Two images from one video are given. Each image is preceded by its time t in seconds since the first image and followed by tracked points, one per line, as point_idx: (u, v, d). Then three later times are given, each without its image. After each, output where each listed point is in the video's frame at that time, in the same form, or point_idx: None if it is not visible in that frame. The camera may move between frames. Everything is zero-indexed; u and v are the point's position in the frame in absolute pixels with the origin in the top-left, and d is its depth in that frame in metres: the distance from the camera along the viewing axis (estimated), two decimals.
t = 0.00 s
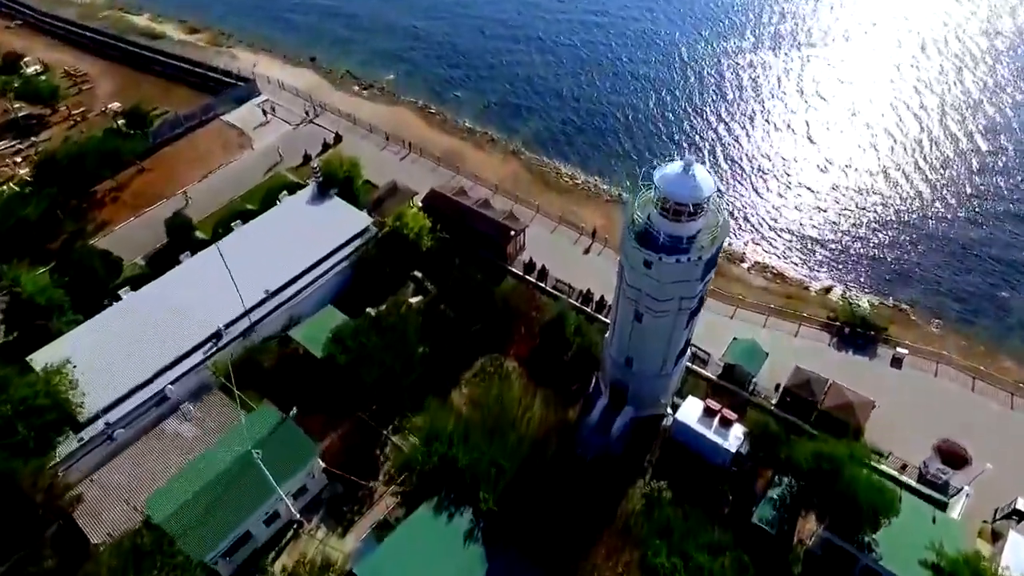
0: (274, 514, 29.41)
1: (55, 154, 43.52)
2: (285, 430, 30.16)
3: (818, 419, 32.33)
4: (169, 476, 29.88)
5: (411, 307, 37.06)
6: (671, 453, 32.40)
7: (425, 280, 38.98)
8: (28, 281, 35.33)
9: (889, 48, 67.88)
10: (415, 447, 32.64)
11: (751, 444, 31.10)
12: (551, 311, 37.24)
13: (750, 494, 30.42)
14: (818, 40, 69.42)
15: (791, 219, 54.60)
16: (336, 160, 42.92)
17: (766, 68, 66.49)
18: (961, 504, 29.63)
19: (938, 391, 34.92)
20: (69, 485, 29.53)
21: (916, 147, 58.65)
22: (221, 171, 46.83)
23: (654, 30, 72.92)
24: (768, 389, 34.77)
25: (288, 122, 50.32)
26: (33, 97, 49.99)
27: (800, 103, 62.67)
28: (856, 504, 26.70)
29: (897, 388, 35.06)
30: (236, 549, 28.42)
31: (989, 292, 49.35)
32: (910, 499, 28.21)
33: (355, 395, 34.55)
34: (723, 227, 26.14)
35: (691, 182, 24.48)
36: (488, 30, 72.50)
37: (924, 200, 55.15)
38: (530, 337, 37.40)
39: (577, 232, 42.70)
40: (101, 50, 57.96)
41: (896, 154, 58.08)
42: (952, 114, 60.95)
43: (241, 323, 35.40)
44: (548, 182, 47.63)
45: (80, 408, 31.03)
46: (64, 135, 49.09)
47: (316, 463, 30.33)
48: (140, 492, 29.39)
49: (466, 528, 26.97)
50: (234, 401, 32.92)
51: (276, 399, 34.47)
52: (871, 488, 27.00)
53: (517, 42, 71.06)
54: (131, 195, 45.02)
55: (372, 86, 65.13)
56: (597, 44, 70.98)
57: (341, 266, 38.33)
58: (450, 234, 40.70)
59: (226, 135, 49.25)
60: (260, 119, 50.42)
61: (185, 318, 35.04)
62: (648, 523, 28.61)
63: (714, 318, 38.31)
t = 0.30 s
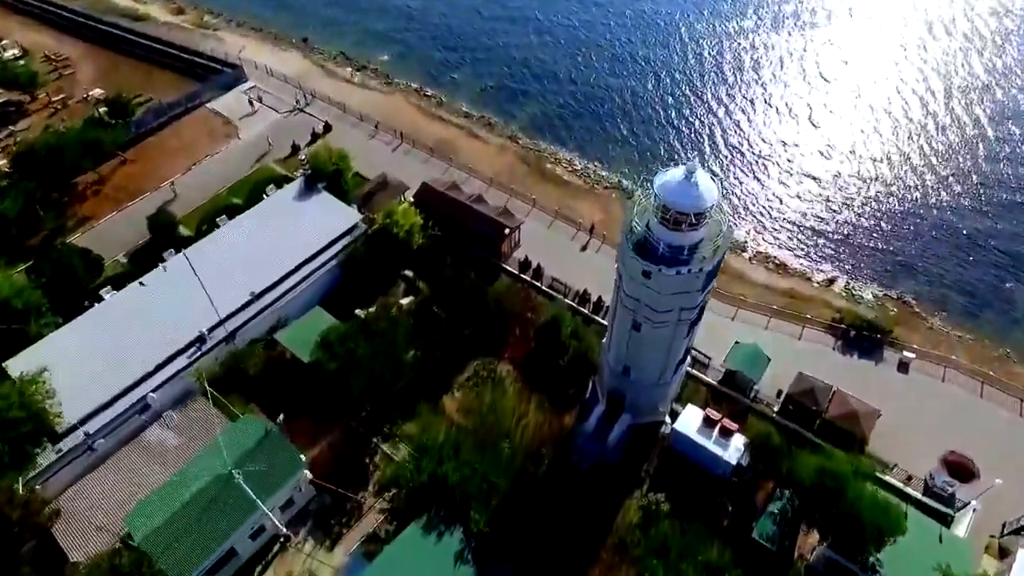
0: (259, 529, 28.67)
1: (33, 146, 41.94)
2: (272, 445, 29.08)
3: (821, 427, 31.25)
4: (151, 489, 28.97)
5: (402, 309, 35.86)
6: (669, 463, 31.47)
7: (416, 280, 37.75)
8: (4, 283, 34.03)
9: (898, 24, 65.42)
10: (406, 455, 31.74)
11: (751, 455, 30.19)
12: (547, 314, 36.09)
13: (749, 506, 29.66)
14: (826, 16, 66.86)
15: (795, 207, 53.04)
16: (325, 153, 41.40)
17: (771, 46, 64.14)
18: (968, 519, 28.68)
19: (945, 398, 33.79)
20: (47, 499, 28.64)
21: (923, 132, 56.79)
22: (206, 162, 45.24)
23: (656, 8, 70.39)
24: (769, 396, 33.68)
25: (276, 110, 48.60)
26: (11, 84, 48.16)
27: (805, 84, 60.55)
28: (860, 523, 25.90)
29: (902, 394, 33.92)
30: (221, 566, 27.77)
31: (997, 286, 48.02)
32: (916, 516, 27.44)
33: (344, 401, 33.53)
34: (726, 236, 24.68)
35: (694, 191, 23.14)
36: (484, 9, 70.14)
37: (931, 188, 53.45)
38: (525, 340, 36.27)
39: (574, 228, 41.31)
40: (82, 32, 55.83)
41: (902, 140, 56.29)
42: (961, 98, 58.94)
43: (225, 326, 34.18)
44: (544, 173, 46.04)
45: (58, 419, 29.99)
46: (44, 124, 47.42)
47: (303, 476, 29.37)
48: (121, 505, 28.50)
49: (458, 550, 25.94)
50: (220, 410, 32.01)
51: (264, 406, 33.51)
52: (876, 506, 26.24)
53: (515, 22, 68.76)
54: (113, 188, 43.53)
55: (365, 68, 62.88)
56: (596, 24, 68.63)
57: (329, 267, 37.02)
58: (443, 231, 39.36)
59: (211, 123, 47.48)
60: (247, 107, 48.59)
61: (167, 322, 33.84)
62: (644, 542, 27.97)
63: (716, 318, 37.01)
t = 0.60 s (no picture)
0: (246, 543, 27.92)
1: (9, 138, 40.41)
2: (254, 459, 28.43)
3: (824, 436, 30.40)
4: (134, 503, 28.27)
5: (393, 310, 34.67)
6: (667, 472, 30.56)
7: (407, 279, 36.50)
8: None
9: None
10: (396, 465, 30.90)
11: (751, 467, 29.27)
12: (541, 315, 34.97)
13: (749, 519, 28.92)
14: None
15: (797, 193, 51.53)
16: (312, 146, 39.90)
17: (776, 22, 61.67)
18: (974, 534, 28.02)
19: (952, 404, 32.74)
20: (26, 514, 27.90)
21: (931, 116, 54.90)
22: (190, 152, 43.66)
23: None
24: (771, 402, 32.66)
25: (262, 97, 46.80)
26: None
27: (809, 64, 58.32)
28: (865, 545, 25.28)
29: (908, 400, 32.88)
30: None
31: (1006, 279, 46.68)
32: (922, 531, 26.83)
33: (331, 408, 32.47)
34: (729, 248, 23.36)
35: (696, 203, 21.78)
36: None
37: (939, 175, 51.77)
38: (519, 342, 35.18)
39: (571, 223, 39.87)
40: (60, 11, 53.59)
41: (909, 124, 54.43)
42: (972, 79, 56.87)
43: (209, 330, 33.10)
44: (540, 164, 44.43)
45: (36, 430, 29.09)
46: (22, 112, 45.75)
47: (289, 488, 28.47)
48: (103, 521, 27.80)
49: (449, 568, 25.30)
50: (205, 419, 31.13)
51: (251, 412, 32.64)
52: (879, 527, 25.38)
53: None
54: (94, 180, 42.05)
55: (358, 47, 59.79)
56: None
57: (316, 266, 35.75)
58: (435, 228, 38.02)
59: (195, 111, 45.74)
60: (233, 94, 46.80)
61: (150, 325, 32.77)
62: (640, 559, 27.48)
63: (716, 319, 35.80)
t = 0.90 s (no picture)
0: (233, 555, 27.08)
1: None
2: (235, 475, 27.49)
3: (825, 445, 29.63)
4: (117, 515, 27.56)
5: (381, 310, 33.44)
6: (664, 481, 29.84)
7: (397, 277, 35.26)
8: None
9: None
10: (387, 474, 30.15)
11: (750, 477, 28.44)
12: (536, 316, 33.85)
13: (747, 530, 28.29)
14: None
15: (802, 176, 49.59)
16: (297, 138, 38.52)
17: None
18: (978, 549, 27.28)
19: (958, 410, 31.78)
20: (6, 528, 27.21)
21: (941, 97, 52.78)
22: (172, 140, 42.04)
23: None
24: (771, 407, 31.74)
25: (247, 81, 44.95)
26: None
27: (816, 39, 55.67)
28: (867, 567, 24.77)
29: (911, 405, 31.91)
30: None
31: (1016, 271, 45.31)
32: (925, 548, 26.37)
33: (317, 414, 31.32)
34: (732, 262, 22.08)
35: (697, 218, 20.46)
36: None
37: (948, 159, 49.95)
38: (513, 343, 34.02)
39: (567, 216, 38.50)
40: None
41: (919, 105, 52.31)
42: (985, 57, 54.61)
43: (193, 333, 32.09)
44: (536, 153, 42.86)
45: (13, 441, 28.18)
46: None
47: (275, 499, 27.62)
48: (84, 534, 27.06)
49: None
50: (190, 427, 30.35)
51: (238, 416, 31.80)
52: (882, 549, 24.90)
53: None
54: (73, 170, 40.52)
55: (350, 23, 55.58)
56: None
57: (304, 263, 34.54)
58: (426, 222, 36.61)
59: (178, 96, 44.00)
60: (216, 79, 44.85)
61: (131, 329, 31.75)
62: (635, 574, 26.24)
63: (717, 318, 34.66)
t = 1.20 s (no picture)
0: (219, 568, 26.43)
1: None
2: (218, 489, 26.72)
3: (826, 454, 28.93)
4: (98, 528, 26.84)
5: (369, 311, 32.27)
6: (660, 491, 29.11)
7: (387, 276, 34.13)
8: None
9: None
10: (377, 483, 29.40)
11: (749, 490, 27.67)
12: (531, 318, 32.86)
13: (744, 543, 27.74)
14: None
15: (808, 158, 46.90)
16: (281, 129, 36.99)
17: None
18: (980, 562, 26.36)
19: (963, 417, 30.99)
20: None
21: (955, 76, 49.88)
22: (153, 127, 40.40)
23: None
24: (772, 414, 30.91)
25: (231, 64, 43.05)
26: None
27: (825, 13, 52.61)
28: None
29: (914, 412, 31.09)
30: None
31: None
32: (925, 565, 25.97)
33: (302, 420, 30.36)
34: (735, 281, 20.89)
35: (699, 236, 19.44)
36: None
37: (961, 143, 47.28)
38: (507, 345, 33.02)
39: (564, 211, 37.18)
40: None
41: (933, 83, 49.58)
42: (1006, 30, 51.41)
43: (175, 337, 31.08)
44: (532, 141, 41.32)
45: None
46: None
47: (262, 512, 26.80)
48: (65, 546, 26.41)
49: None
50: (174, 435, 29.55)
51: (224, 424, 31.25)
52: (883, 570, 24.31)
53: None
54: (50, 159, 39.02)
55: None
56: None
57: (289, 263, 33.45)
58: (416, 217, 35.27)
59: (159, 80, 42.24)
60: (197, 65, 42.85)
61: (112, 333, 30.77)
62: None
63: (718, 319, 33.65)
